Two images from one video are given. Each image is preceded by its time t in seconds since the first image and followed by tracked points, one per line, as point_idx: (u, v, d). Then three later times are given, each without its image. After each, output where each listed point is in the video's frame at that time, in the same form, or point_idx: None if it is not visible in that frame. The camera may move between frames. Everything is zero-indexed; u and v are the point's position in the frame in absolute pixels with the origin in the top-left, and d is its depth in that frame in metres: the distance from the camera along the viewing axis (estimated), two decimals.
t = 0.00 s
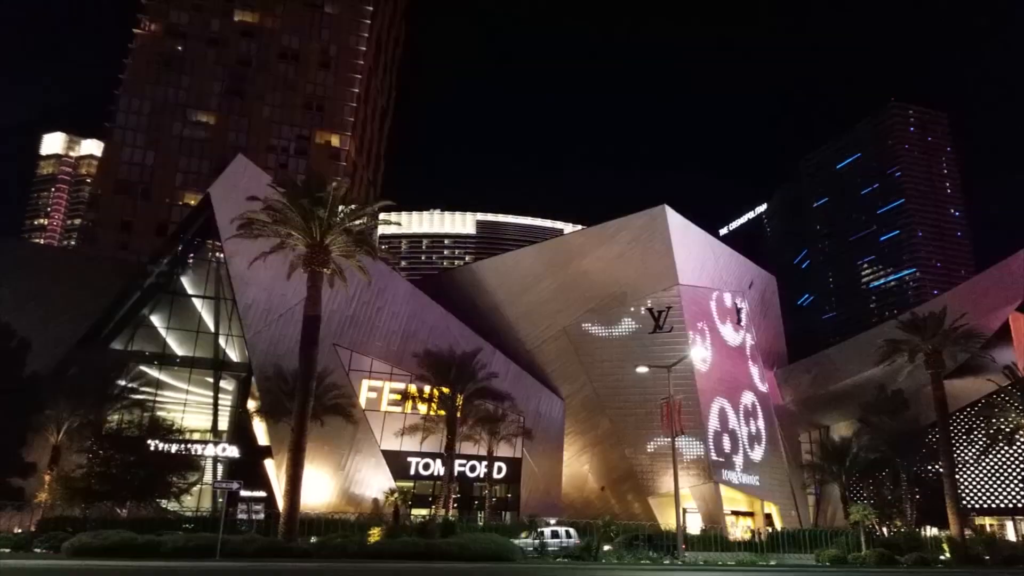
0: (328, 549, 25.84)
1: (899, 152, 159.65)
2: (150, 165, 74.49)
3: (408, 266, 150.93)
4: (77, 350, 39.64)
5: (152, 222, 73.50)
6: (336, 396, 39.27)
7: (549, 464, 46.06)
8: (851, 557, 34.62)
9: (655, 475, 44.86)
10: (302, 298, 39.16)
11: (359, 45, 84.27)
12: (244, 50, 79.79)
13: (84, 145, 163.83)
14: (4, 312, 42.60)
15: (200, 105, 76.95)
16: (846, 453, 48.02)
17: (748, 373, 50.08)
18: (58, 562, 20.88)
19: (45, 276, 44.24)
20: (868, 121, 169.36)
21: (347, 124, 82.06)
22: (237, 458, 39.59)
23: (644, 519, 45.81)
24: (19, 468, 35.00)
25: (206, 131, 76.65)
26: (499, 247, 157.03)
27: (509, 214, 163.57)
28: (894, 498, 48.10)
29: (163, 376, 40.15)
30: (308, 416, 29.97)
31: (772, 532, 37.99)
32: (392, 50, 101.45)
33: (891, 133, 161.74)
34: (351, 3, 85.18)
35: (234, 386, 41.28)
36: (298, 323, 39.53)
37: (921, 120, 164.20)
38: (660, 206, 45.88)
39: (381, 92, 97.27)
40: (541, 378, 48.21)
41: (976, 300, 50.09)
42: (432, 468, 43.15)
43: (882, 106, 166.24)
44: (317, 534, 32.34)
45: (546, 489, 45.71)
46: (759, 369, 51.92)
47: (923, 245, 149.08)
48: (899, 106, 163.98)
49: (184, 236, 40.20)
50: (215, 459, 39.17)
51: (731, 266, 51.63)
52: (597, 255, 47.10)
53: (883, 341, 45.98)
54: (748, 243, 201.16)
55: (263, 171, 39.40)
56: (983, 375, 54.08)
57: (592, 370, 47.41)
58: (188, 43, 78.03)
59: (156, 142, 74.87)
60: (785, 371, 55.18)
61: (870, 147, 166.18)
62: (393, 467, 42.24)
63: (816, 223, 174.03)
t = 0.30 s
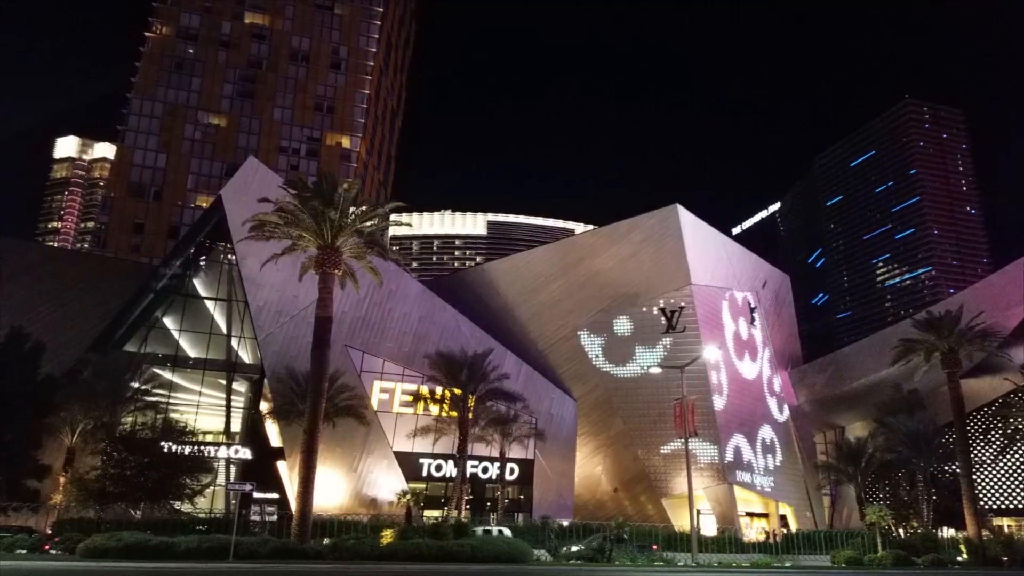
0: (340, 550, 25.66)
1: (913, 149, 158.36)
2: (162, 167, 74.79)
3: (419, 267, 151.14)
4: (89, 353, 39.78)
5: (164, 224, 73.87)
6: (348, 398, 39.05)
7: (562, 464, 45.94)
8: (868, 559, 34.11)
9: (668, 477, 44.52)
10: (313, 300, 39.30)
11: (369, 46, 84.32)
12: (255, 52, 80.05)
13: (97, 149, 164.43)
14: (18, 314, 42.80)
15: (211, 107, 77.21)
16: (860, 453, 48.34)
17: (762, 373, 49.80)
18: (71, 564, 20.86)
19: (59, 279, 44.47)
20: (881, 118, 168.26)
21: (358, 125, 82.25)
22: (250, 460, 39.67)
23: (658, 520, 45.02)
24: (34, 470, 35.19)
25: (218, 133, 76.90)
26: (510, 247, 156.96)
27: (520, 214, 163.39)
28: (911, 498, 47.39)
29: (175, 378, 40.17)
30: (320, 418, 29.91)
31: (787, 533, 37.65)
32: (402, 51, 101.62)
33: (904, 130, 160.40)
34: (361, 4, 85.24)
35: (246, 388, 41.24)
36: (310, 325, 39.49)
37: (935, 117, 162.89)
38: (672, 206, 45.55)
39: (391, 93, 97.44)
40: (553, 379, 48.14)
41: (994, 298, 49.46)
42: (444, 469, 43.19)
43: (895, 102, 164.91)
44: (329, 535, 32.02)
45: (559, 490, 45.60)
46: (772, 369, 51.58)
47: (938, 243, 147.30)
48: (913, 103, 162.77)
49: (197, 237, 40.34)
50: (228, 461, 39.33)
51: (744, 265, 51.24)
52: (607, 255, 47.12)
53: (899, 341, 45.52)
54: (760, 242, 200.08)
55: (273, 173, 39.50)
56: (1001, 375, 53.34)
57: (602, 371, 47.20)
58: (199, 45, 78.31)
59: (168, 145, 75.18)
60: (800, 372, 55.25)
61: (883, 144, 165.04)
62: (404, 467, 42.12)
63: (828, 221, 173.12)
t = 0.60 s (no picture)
0: (354, 550, 25.82)
1: (925, 147, 157.32)
2: (175, 170, 75.32)
3: (431, 268, 151.46)
4: (105, 354, 40.15)
5: (178, 227, 74.42)
6: (360, 399, 39.19)
7: (574, 465, 46.10)
8: (883, 559, 33.95)
9: (680, 478, 44.24)
10: (325, 301, 39.56)
11: (380, 48, 84.62)
12: (267, 55, 80.48)
13: (110, 151, 165.49)
14: (36, 317, 43.26)
15: (223, 111, 77.70)
16: (875, 454, 47.99)
17: (774, 373, 49.68)
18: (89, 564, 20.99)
19: (76, 281, 44.91)
20: (893, 116, 167.50)
21: (369, 127, 82.58)
22: (263, 461, 39.21)
23: (671, 521, 44.74)
24: (51, 471, 35.48)
25: (230, 136, 77.39)
26: (521, 248, 157.05)
27: (531, 215, 163.42)
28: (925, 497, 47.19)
29: (190, 379, 40.41)
30: (333, 418, 30.01)
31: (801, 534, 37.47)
32: (413, 53, 101.97)
33: (917, 128, 159.47)
34: (371, 6, 85.49)
35: (259, 389, 41.62)
36: (322, 325, 39.69)
37: (948, 115, 161.92)
38: (682, 205, 45.68)
39: (402, 95, 97.80)
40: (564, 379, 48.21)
41: (1009, 297, 49.07)
42: (456, 470, 43.13)
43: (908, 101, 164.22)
44: (343, 535, 32.26)
45: (571, 490, 45.66)
46: (785, 370, 51.40)
47: (952, 241, 146.06)
48: (926, 101, 161.96)
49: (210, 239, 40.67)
50: (242, 461, 38.91)
51: (756, 266, 51.20)
52: (619, 255, 47.36)
53: (912, 341, 45.30)
54: (771, 242, 199.32)
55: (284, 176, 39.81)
56: (1016, 374, 52.86)
57: (613, 371, 47.16)
58: (211, 49, 78.82)
59: (181, 148, 75.71)
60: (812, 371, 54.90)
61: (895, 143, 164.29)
62: (417, 468, 42.21)
63: (841, 220, 172.38)
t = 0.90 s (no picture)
0: (366, 551, 25.87)
1: (938, 145, 156.34)
2: (187, 173, 75.74)
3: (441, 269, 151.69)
4: (120, 356, 40.40)
5: (190, 229, 74.84)
6: (372, 399, 39.27)
7: (585, 465, 46.11)
8: (898, 560, 33.73)
9: (692, 478, 44.11)
10: (337, 303, 39.51)
11: (390, 50, 84.88)
12: (278, 58, 80.86)
13: (123, 155, 166.68)
14: (52, 319, 43.66)
15: (234, 113, 78.08)
16: (888, 454, 48.22)
17: (787, 373, 49.44)
18: (103, 565, 20.99)
19: (90, 283, 45.24)
20: (905, 114, 167.10)
21: (379, 128, 82.78)
22: (275, 462, 39.67)
23: (681, 521, 44.89)
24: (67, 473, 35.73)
25: (242, 139, 77.78)
26: (532, 248, 157.05)
27: (541, 215, 163.35)
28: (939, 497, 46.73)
29: (203, 380, 40.59)
30: (346, 418, 30.10)
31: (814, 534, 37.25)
32: (423, 55, 102.35)
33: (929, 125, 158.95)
34: (381, 7, 85.72)
35: (272, 390, 41.80)
36: (334, 327, 39.81)
37: (960, 112, 161.37)
38: (693, 204, 45.63)
39: (413, 97, 98.15)
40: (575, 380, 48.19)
41: None
42: (468, 470, 43.17)
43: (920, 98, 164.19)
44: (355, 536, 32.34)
45: (582, 490, 45.67)
46: (798, 370, 51.13)
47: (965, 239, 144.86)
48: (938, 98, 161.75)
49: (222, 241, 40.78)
50: (255, 462, 39.25)
51: (768, 265, 51.00)
52: (629, 255, 47.31)
53: (926, 340, 44.98)
54: (783, 241, 198.47)
55: (296, 178, 39.95)
56: None
57: (625, 372, 47.07)
58: (223, 52, 79.23)
59: (193, 151, 76.12)
60: (825, 371, 54.56)
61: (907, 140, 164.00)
62: (429, 468, 42.45)
63: (854, 219, 171.64)
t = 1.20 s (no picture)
0: (378, 552, 26.03)
1: (952, 143, 155.11)
2: (200, 175, 76.18)
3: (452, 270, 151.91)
4: (134, 358, 40.69)
5: (203, 231, 75.28)
6: (384, 400, 39.44)
7: (597, 465, 46.08)
8: (912, 560, 33.54)
9: (704, 478, 44.10)
10: (348, 305, 39.64)
11: (400, 52, 85.06)
12: (288, 60, 81.21)
13: (136, 158, 168.02)
14: (68, 322, 44.04)
15: (246, 116, 78.48)
16: (903, 454, 47.07)
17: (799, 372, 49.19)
18: (118, 566, 21.08)
19: (105, 285, 45.60)
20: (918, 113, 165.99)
21: (390, 130, 82.99)
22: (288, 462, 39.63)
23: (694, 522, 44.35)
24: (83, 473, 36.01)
25: (253, 141, 78.21)
26: (543, 249, 156.98)
27: (552, 216, 163.30)
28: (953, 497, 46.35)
29: (216, 383, 40.95)
30: (358, 419, 30.20)
31: (828, 535, 37.06)
32: (433, 56, 102.63)
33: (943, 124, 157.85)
34: (391, 10, 85.94)
35: (284, 391, 42.12)
36: (346, 328, 39.96)
37: (974, 110, 159.51)
38: (704, 204, 45.54)
39: (423, 98, 98.40)
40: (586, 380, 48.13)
41: None
42: (479, 471, 42.93)
43: (933, 97, 162.80)
44: (368, 536, 32.45)
45: (595, 490, 45.66)
46: (810, 369, 50.85)
47: (979, 238, 143.67)
48: (952, 97, 159.90)
49: (234, 244, 41.07)
50: (267, 463, 39.44)
51: (781, 265, 50.79)
52: (640, 255, 47.23)
53: (940, 338, 44.72)
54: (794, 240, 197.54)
55: (307, 180, 40.08)
56: None
57: (637, 372, 47.01)
58: (234, 56, 79.64)
59: (205, 153, 76.57)
60: (837, 371, 54.19)
61: (920, 139, 163.18)
62: (441, 469, 42.04)
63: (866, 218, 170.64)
